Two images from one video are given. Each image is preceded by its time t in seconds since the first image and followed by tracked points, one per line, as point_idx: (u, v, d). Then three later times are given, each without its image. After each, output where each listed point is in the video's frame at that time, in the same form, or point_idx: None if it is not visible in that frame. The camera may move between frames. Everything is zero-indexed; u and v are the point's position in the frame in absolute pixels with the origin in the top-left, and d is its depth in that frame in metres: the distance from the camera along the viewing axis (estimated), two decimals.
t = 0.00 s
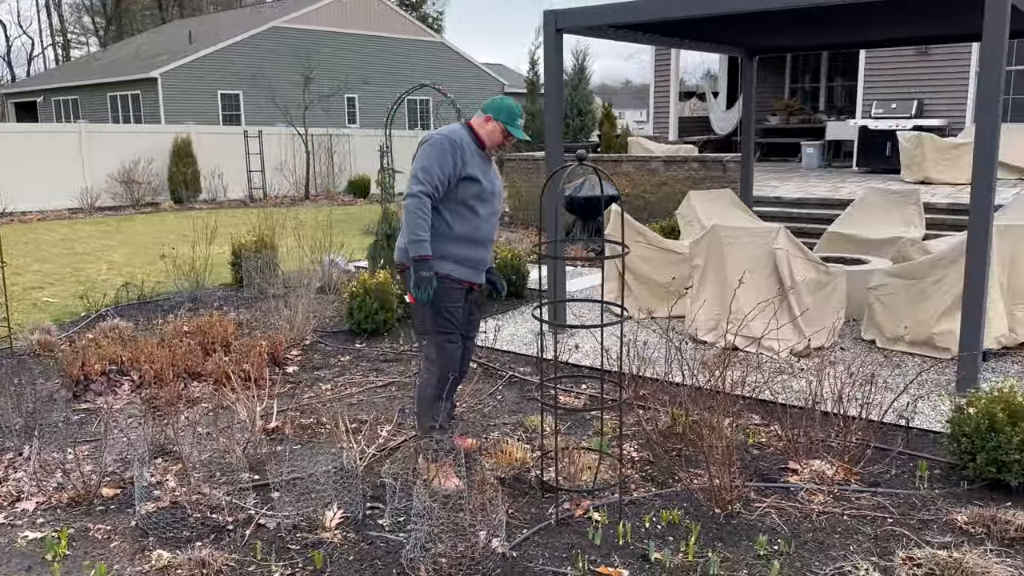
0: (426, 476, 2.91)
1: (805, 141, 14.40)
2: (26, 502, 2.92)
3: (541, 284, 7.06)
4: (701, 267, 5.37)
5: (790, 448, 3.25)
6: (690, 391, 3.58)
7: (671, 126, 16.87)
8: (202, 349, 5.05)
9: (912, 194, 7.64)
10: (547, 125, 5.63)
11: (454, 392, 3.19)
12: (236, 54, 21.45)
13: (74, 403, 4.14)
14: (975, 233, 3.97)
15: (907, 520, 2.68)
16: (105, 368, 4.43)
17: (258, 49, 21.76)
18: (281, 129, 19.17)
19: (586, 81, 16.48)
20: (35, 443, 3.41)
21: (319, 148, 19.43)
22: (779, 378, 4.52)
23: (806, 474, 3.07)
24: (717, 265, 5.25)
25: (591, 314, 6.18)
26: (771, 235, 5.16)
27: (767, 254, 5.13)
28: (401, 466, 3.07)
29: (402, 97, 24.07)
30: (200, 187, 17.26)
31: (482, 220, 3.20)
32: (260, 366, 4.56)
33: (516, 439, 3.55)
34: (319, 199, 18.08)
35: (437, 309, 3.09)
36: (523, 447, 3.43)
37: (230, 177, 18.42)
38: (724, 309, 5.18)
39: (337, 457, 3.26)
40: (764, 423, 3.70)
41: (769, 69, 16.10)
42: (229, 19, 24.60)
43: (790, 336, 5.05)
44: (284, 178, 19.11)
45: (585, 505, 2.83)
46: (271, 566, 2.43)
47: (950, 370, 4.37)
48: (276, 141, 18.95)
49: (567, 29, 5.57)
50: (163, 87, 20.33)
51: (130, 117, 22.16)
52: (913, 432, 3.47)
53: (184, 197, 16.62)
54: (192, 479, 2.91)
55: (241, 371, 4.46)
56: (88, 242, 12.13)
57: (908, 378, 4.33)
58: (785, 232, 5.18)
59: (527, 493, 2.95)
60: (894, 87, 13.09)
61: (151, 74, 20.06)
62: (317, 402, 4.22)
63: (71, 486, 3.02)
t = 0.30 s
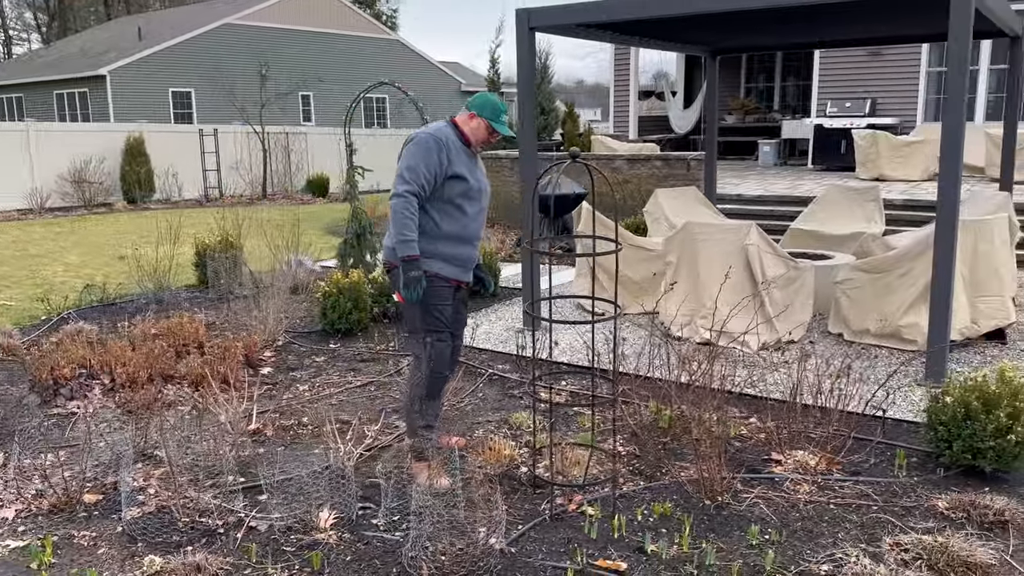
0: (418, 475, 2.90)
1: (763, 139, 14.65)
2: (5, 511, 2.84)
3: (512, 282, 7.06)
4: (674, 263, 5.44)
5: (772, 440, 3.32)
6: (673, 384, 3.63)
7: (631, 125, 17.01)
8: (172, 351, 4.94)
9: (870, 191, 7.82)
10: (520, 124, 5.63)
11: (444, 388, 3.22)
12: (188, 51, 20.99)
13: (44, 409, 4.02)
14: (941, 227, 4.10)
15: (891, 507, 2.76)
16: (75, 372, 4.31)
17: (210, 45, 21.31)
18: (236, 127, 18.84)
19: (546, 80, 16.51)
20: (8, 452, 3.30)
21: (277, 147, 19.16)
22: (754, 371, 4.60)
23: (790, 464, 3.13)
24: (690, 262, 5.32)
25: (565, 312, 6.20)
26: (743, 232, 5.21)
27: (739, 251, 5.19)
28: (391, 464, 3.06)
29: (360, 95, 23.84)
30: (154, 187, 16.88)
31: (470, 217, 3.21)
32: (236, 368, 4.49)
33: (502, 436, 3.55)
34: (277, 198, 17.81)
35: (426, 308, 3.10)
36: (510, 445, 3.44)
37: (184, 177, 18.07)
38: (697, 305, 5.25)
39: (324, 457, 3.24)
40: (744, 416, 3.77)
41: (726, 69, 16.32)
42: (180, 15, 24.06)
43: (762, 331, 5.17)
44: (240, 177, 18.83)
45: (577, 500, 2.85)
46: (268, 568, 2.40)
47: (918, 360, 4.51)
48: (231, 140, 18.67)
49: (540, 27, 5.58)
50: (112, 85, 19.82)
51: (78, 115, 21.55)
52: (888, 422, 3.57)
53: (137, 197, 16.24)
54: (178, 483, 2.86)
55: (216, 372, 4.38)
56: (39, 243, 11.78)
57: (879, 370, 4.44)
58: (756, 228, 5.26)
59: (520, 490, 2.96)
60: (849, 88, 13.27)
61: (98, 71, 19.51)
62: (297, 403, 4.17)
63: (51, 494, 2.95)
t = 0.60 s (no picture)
0: (411, 474, 2.88)
1: (727, 137, 14.82)
2: None
3: (486, 279, 7.04)
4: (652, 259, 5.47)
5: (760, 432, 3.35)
6: (658, 377, 3.65)
7: (595, 122, 17.07)
8: (144, 352, 4.83)
9: (836, 187, 8.00)
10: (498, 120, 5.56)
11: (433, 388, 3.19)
12: (144, 47, 20.50)
13: (14, 414, 3.90)
14: (916, 219, 4.19)
15: (881, 496, 2.81)
16: (43, 377, 4.20)
17: (166, 42, 20.84)
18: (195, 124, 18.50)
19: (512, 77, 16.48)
20: None
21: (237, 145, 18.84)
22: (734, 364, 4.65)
23: (778, 456, 3.17)
24: (668, 257, 5.35)
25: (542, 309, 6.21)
26: (720, 227, 5.23)
27: (717, 246, 5.22)
28: (381, 465, 3.02)
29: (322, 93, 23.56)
30: (111, 186, 16.47)
31: (457, 213, 3.18)
32: (213, 368, 4.40)
33: (490, 433, 3.55)
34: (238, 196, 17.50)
35: (415, 306, 3.07)
36: (498, 442, 3.42)
37: (141, 176, 17.66)
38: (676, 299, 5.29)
39: (311, 457, 3.19)
40: (727, 408, 3.81)
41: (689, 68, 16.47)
42: (134, 10, 23.49)
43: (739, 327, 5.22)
44: (199, 175, 18.52)
45: (572, 496, 2.84)
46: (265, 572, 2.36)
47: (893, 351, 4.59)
48: (191, 138, 18.36)
49: (516, 23, 5.58)
50: (64, 82, 19.25)
51: (29, 113, 20.92)
52: (869, 413, 3.63)
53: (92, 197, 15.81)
54: (163, 487, 2.80)
55: (192, 374, 4.30)
56: None
57: (857, 361, 4.52)
58: (733, 224, 5.30)
59: (512, 488, 2.94)
60: (810, 86, 13.48)
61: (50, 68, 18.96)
62: (277, 403, 4.11)
63: (29, 501, 2.85)
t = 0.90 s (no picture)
0: (405, 480, 2.85)
1: (694, 136, 14.95)
2: None
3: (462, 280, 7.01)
4: (632, 259, 5.49)
5: (749, 431, 3.37)
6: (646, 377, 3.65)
7: (563, 121, 17.11)
8: (118, 358, 4.71)
9: (807, 186, 8.11)
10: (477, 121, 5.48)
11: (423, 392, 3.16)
12: (102, 45, 20.03)
13: None
14: (894, 215, 4.25)
15: (871, 493, 2.85)
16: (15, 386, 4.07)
17: (125, 39, 20.38)
18: (157, 124, 18.14)
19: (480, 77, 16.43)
20: None
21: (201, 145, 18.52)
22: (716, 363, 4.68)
23: (768, 455, 3.19)
24: (648, 257, 5.37)
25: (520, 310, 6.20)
26: (699, 227, 5.27)
27: (696, 245, 5.24)
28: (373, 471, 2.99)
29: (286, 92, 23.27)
30: (70, 187, 16.05)
31: (446, 214, 3.14)
32: (192, 373, 4.31)
33: (479, 436, 3.53)
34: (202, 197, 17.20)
35: (405, 310, 3.03)
36: (488, 445, 3.40)
37: (101, 176, 17.24)
38: (657, 299, 5.31)
39: (299, 464, 3.14)
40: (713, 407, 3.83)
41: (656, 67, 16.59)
42: (91, 7, 22.94)
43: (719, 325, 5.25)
44: (162, 176, 18.16)
45: (567, 499, 2.83)
46: None
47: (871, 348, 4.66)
48: (152, 137, 17.99)
49: (494, 22, 5.56)
50: (19, 80, 18.73)
51: None
52: (852, 409, 3.69)
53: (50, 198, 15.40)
54: (150, 498, 2.73)
55: (170, 379, 4.21)
56: None
57: (836, 359, 4.58)
58: (712, 224, 5.32)
59: (506, 491, 2.92)
60: (775, 87, 13.65)
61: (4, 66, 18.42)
62: (258, 409, 4.04)
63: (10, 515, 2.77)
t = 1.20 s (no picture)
0: (403, 486, 2.84)
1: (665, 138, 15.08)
2: None
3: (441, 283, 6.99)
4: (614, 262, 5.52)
5: (739, 432, 3.41)
6: (636, 381, 3.68)
7: (535, 122, 17.13)
8: (96, 365, 4.61)
9: (781, 187, 8.21)
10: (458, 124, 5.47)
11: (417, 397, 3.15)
12: (63, 44, 19.58)
13: None
14: (874, 216, 4.33)
15: (862, 493, 2.89)
16: None
17: (87, 38, 19.95)
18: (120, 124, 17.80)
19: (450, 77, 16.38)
20: None
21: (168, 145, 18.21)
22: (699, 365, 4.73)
23: (759, 456, 3.23)
24: (630, 259, 5.41)
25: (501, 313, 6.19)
26: (681, 229, 5.32)
27: (678, 247, 5.30)
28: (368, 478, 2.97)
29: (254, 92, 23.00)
30: (32, 189, 15.66)
31: (437, 218, 3.12)
32: (175, 381, 4.24)
33: (471, 441, 3.52)
34: (169, 198, 16.90)
35: (398, 316, 3.01)
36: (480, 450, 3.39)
37: (64, 178, 16.86)
38: (639, 301, 5.34)
39: (292, 473, 3.11)
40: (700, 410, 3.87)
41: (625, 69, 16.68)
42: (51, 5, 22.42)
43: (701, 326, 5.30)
44: (126, 177, 17.80)
45: (565, 504, 2.84)
46: None
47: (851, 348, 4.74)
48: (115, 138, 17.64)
49: (475, 25, 5.56)
50: None
51: None
52: (837, 410, 3.74)
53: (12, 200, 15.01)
54: (144, 510, 2.68)
55: (152, 387, 4.13)
56: None
57: (818, 358, 4.65)
58: (693, 226, 5.38)
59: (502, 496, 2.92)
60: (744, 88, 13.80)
61: None
62: (244, 417, 3.99)
63: None
